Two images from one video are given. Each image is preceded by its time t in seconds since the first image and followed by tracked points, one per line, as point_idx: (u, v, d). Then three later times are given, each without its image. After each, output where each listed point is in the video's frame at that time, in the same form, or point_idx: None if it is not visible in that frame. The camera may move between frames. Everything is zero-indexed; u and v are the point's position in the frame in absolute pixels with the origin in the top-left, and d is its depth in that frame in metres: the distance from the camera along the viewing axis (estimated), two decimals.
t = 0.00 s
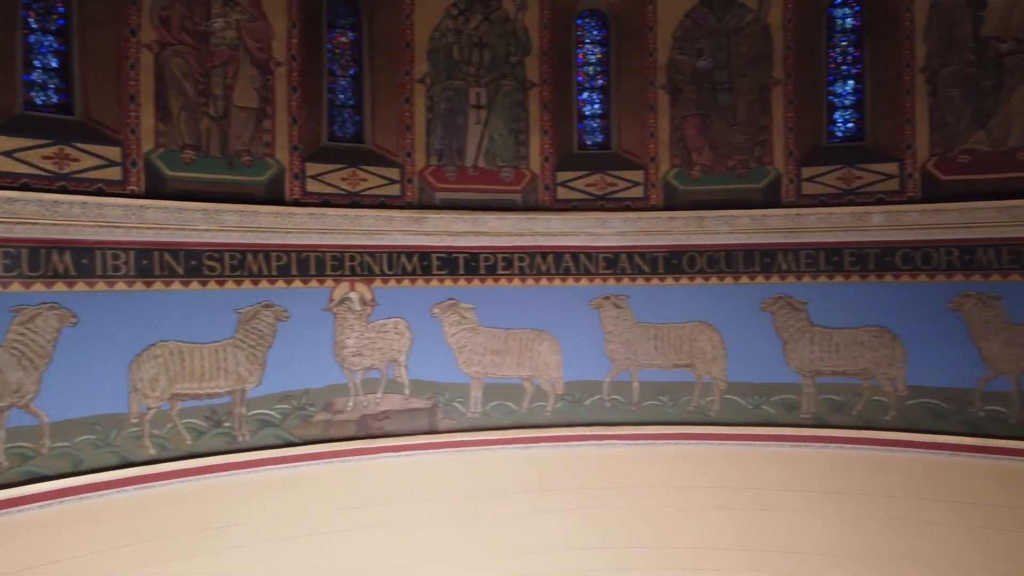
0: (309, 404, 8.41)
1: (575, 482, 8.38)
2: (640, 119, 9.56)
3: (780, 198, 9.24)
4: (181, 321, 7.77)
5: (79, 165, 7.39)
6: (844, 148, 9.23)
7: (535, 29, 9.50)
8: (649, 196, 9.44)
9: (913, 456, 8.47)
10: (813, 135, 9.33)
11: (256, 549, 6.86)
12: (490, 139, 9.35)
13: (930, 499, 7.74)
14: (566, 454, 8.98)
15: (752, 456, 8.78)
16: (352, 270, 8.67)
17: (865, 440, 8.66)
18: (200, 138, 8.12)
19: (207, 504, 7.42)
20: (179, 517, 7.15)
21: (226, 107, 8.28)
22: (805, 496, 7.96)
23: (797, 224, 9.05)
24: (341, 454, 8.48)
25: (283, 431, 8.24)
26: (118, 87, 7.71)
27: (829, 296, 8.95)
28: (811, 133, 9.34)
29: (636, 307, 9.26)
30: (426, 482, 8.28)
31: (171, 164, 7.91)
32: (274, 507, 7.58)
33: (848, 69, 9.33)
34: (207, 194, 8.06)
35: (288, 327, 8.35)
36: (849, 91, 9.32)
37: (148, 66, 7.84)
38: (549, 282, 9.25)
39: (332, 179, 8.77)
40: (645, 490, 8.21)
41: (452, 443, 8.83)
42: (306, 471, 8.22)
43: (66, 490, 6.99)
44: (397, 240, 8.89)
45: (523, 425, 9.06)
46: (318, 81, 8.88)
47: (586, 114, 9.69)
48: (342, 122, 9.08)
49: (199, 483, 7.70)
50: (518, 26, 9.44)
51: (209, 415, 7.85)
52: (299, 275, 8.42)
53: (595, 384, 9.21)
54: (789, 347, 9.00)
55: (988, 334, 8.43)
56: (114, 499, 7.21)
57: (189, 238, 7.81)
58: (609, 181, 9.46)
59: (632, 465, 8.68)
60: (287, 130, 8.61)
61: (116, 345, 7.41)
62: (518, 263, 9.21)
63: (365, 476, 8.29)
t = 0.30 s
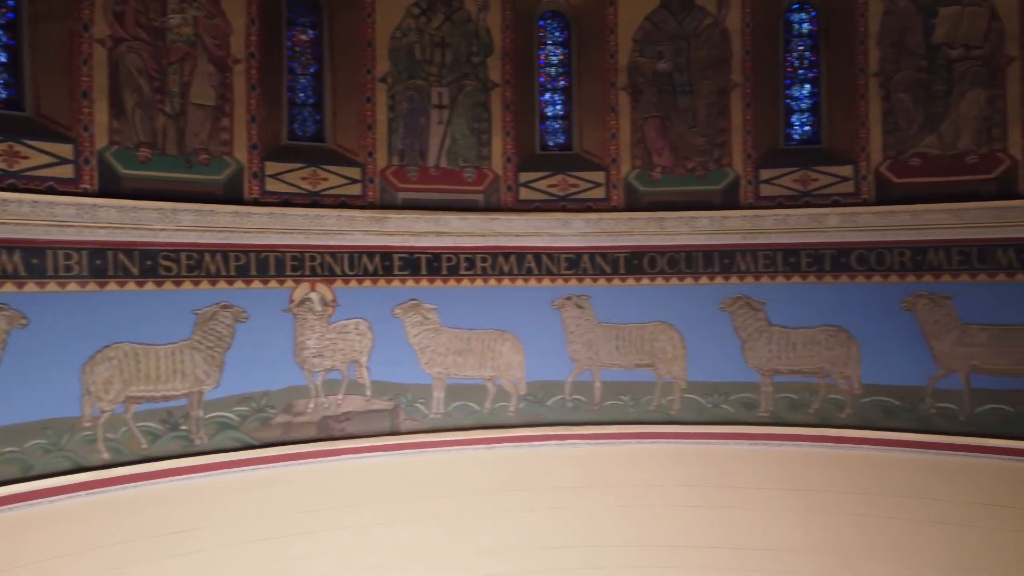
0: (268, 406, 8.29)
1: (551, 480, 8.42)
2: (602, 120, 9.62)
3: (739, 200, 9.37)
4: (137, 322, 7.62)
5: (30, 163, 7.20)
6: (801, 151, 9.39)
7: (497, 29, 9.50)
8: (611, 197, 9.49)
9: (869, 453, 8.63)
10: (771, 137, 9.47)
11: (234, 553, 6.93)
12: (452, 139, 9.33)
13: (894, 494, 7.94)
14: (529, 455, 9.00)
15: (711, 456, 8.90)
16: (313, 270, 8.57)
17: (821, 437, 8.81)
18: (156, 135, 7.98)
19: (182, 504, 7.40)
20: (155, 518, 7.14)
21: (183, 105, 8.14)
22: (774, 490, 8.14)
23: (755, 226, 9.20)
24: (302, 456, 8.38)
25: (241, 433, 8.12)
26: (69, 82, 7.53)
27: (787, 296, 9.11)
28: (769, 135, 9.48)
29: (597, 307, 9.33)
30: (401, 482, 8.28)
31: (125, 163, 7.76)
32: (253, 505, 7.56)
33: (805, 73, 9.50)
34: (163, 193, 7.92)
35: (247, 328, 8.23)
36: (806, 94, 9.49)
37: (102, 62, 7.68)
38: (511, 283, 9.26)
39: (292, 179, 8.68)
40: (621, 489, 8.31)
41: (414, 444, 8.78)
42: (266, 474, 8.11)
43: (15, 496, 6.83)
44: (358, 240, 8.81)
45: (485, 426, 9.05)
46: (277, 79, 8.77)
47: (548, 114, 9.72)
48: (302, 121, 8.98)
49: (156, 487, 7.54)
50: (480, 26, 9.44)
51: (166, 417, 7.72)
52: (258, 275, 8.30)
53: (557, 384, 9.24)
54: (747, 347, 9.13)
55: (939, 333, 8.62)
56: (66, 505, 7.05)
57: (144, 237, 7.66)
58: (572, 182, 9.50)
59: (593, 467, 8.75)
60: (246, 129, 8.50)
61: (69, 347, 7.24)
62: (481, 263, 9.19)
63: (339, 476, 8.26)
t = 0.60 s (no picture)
0: (226, 409, 8.17)
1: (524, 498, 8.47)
2: (564, 121, 9.65)
3: (699, 201, 9.48)
4: (90, 324, 7.45)
5: None
6: (759, 153, 9.53)
7: (459, 29, 9.47)
8: (572, 198, 9.53)
9: (825, 450, 8.79)
10: (730, 140, 9.59)
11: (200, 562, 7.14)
12: (414, 139, 9.29)
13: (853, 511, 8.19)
14: (491, 455, 9.00)
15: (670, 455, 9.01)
16: (272, 270, 8.46)
17: (779, 435, 8.95)
18: (109, 133, 7.81)
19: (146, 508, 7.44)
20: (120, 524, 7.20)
21: (137, 102, 7.98)
22: (742, 508, 8.30)
23: (714, 227, 9.31)
24: (261, 459, 8.26)
25: (198, 437, 7.99)
26: (19, 77, 7.31)
27: (745, 297, 9.24)
28: (728, 137, 9.60)
29: (559, 307, 9.36)
30: (373, 497, 8.27)
31: (78, 161, 7.60)
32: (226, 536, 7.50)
33: (763, 77, 9.64)
34: (117, 192, 7.77)
35: (204, 329, 8.10)
36: (764, 98, 9.64)
37: (53, 57, 7.48)
38: (473, 283, 9.25)
39: (251, 178, 8.56)
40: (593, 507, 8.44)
41: (375, 446, 8.73)
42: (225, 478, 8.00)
43: None
44: (318, 240, 8.71)
45: (448, 427, 9.02)
46: (236, 77, 8.64)
47: (510, 115, 9.73)
48: (261, 120, 8.86)
49: (110, 492, 7.40)
50: (442, 26, 9.41)
51: (120, 421, 7.56)
52: (216, 276, 8.17)
53: (519, 385, 9.25)
54: (707, 347, 9.23)
55: (892, 333, 8.80)
56: (16, 512, 6.90)
57: (97, 237, 7.49)
58: (534, 183, 9.51)
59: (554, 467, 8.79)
60: (203, 127, 8.36)
61: (19, 350, 7.07)
62: (443, 264, 9.16)
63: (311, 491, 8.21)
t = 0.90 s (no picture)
0: (182, 412, 8.03)
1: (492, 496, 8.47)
2: (525, 122, 9.67)
3: (659, 203, 9.57)
4: (40, 326, 7.26)
5: None
6: (718, 155, 9.65)
7: (420, 28, 9.44)
8: (534, 199, 9.54)
9: (783, 448, 8.92)
10: (689, 142, 9.70)
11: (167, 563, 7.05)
12: (375, 138, 9.23)
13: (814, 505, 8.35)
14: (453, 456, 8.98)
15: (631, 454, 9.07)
16: (230, 271, 8.32)
17: (738, 433, 9.07)
18: (60, 130, 7.63)
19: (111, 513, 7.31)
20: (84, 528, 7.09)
21: (90, 99, 7.81)
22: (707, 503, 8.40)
23: (675, 228, 9.41)
24: (219, 463, 8.11)
25: (154, 440, 7.83)
26: None
27: (704, 297, 9.35)
28: (688, 139, 9.72)
29: (522, 308, 9.38)
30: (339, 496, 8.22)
31: (28, 159, 7.40)
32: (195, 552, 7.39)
33: (722, 80, 9.78)
34: (68, 191, 7.60)
35: (159, 331, 7.95)
36: (723, 100, 9.77)
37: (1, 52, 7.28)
38: (435, 284, 9.21)
39: (208, 177, 8.42)
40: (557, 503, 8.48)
41: (336, 448, 8.64)
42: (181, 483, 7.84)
43: None
44: (278, 241, 8.60)
45: (409, 428, 8.97)
46: (193, 74, 8.50)
47: (472, 115, 9.73)
48: (219, 118, 8.73)
49: (62, 498, 7.22)
50: (403, 25, 9.37)
51: (72, 425, 7.39)
52: (172, 277, 8.02)
53: (481, 385, 9.24)
54: (667, 347, 9.32)
55: (847, 332, 8.97)
56: None
57: (48, 237, 7.29)
58: (495, 184, 9.51)
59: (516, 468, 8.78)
60: (159, 125, 8.20)
61: None
62: (404, 265, 9.11)
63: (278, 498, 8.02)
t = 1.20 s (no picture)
0: (137, 415, 7.87)
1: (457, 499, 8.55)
2: (488, 123, 9.66)
3: (620, 204, 9.62)
4: None
5: None
6: (678, 157, 9.76)
7: (381, 28, 9.38)
8: (496, 199, 9.54)
9: (742, 447, 9.04)
10: (650, 143, 9.79)
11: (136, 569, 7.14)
12: (335, 138, 9.14)
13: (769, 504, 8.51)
14: (414, 458, 8.93)
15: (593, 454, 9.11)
16: (187, 271, 8.17)
17: (698, 432, 9.18)
18: (9, 127, 7.43)
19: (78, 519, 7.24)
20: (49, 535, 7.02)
21: (41, 95, 7.61)
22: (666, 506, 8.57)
23: (636, 229, 9.48)
24: (175, 467, 7.95)
25: (107, 445, 7.67)
26: None
27: (665, 298, 9.44)
28: (648, 140, 9.80)
29: (484, 309, 9.37)
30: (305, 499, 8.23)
31: None
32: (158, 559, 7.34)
33: (682, 83, 9.89)
34: (17, 190, 7.42)
35: (113, 333, 7.79)
36: (684, 103, 9.88)
37: None
38: (396, 285, 9.15)
39: (164, 176, 8.26)
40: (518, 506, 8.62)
41: (296, 451, 8.54)
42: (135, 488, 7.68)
43: None
44: (237, 241, 8.46)
45: (370, 430, 8.90)
46: (148, 71, 8.35)
47: (434, 115, 9.70)
48: (175, 116, 8.59)
49: (10, 505, 7.02)
50: (364, 24, 9.30)
51: (22, 430, 7.20)
52: (126, 277, 7.86)
53: (443, 386, 9.21)
54: (629, 347, 9.38)
55: (804, 332, 9.12)
56: None
57: None
58: (457, 184, 9.49)
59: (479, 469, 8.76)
60: (112, 122, 8.04)
61: None
62: (365, 265, 9.03)
63: (259, 504, 8.04)
